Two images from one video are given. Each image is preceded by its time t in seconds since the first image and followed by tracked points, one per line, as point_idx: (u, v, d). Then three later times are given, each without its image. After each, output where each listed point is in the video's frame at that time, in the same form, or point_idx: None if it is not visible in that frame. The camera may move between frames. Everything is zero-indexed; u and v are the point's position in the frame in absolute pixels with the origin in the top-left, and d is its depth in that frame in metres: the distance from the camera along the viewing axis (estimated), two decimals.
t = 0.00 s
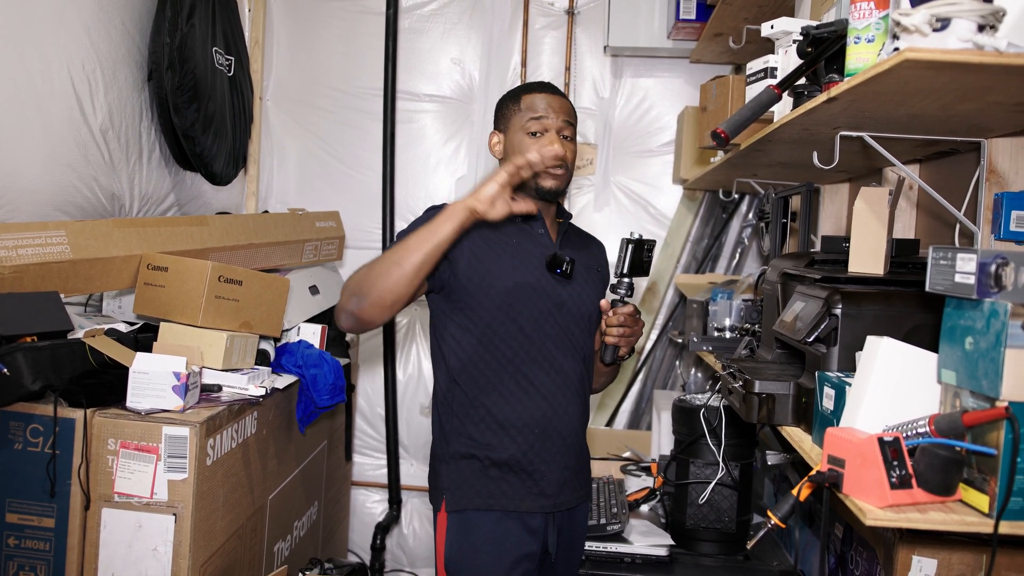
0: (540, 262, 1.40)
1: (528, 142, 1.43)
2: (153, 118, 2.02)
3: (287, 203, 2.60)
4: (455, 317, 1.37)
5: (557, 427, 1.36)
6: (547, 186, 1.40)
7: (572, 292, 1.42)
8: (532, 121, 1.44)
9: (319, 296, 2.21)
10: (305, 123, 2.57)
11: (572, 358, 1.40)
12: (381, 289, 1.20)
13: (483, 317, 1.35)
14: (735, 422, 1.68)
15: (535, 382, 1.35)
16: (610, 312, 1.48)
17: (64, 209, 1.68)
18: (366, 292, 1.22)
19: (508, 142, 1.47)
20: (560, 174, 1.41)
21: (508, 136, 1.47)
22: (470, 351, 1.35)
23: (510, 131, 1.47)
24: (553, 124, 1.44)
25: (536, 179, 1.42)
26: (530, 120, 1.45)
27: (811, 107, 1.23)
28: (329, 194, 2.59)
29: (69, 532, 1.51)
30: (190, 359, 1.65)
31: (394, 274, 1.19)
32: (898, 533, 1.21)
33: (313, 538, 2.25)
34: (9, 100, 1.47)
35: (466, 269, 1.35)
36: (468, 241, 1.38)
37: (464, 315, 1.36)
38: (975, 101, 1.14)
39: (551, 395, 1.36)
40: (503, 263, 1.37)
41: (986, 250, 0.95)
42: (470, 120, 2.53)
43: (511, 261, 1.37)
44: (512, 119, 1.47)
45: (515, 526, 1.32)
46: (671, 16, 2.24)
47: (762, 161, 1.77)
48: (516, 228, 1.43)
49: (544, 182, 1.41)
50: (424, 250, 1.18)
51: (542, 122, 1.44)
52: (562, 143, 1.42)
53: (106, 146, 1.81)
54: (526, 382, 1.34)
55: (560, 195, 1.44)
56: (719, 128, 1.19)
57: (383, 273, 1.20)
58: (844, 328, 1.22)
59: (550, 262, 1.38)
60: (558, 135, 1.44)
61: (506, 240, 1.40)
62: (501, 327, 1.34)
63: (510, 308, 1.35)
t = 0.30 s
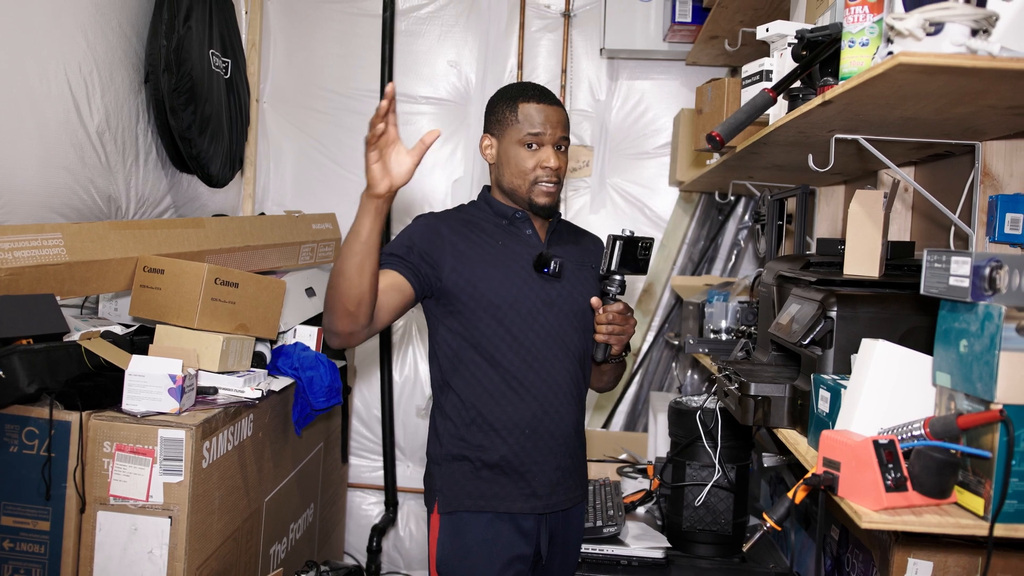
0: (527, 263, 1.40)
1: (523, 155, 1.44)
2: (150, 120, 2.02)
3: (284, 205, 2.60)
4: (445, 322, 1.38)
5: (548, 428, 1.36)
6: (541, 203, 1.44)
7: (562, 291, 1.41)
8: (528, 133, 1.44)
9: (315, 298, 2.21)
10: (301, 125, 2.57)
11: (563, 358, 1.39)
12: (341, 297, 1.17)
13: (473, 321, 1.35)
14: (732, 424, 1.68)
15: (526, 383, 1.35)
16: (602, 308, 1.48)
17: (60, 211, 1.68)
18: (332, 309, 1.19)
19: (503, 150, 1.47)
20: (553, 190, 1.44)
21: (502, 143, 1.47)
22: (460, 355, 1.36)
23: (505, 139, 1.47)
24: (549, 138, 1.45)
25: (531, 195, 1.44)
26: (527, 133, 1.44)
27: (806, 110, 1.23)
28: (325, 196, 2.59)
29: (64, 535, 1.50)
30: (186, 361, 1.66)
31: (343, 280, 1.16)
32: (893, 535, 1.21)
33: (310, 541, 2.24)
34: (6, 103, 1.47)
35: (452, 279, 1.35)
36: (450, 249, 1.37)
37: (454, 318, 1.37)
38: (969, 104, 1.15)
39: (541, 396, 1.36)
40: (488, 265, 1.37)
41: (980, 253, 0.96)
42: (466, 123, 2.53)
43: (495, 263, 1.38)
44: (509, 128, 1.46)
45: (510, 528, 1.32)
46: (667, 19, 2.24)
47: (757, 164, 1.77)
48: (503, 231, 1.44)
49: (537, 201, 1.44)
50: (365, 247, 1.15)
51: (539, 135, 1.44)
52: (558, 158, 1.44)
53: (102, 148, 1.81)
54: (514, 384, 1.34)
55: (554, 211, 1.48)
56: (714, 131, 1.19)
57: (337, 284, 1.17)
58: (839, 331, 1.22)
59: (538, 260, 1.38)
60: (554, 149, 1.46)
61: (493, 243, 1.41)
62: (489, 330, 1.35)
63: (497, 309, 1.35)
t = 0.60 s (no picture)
0: (518, 264, 1.40)
1: (515, 153, 1.44)
2: (146, 121, 2.02)
3: (280, 205, 2.60)
4: (439, 326, 1.39)
5: (541, 428, 1.36)
6: (533, 201, 1.44)
7: (555, 292, 1.42)
8: (519, 132, 1.44)
9: (312, 299, 2.20)
10: (299, 126, 2.57)
11: (556, 359, 1.39)
12: (339, 313, 1.21)
13: (466, 324, 1.36)
14: (729, 425, 1.68)
15: (519, 383, 1.35)
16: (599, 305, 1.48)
17: (57, 211, 1.68)
18: (329, 321, 1.24)
19: (494, 149, 1.47)
20: (546, 188, 1.44)
21: (493, 143, 1.47)
22: (454, 357, 1.36)
23: (495, 138, 1.47)
24: (539, 136, 1.45)
25: (524, 194, 1.44)
26: (518, 133, 1.44)
27: (802, 110, 1.23)
28: (322, 197, 2.59)
29: (60, 535, 1.50)
30: (182, 361, 1.66)
31: (342, 295, 1.20)
32: (890, 535, 1.21)
33: (306, 541, 2.24)
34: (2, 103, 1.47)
35: (444, 285, 1.36)
36: (441, 254, 1.38)
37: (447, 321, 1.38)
38: (965, 105, 1.15)
39: (535, 397, 1.36)
40: (479, 267, 1.38)
41: (977, 254, 0.95)
42: (463, 123, 2.53)
43: (485, 266, 1.38)
44: (500, 127, 1.47)
45: (506, 528, 1.32)
46: (664, 19, 2.24)
47: (754, 164, 1.77)
48: (494, 233, 1.44)
49: (529, 199, 1.44)
50: (364, 265, 1.19)
51: (529, 134, 1.44)
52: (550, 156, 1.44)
53: (99, 148, 1.81)
54: (507, 385, 1.34)
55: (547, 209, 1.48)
56: (711, 132, 1.19)
57: (336, 299, 1.21)
58: (835, 331, 1.22)
59: (527, 263, 1.38)
60: (546, 147, 1.46)
61: (483, 245, 1.41)
62: (481, 332, 1.35)
63: (489, 313, 1.35)
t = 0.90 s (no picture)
0: (520, 264, 1.40)
1: (526, 150, 1.43)
2: (144, 120, 2.02)
3: (278, 204, 2.60)
4: (442, 326, 1.39)
5: (541, 428, 1.36)
6: (545, 195, 1.44)
7: (555, 292, 1.42)
8: (530, 128, 1.44)
9: (310, 297, 2.20)
10: (297, 125, 2.57)
11: (556, 359, 1.39)
12: (396, 321, 1.25)
13: (470, 324, 1.36)
14: (726, 424, 1.68)
15: (522, 383, 1.35)
16: (602, 304, 1.50)
17: (55, 210, 1.68)
18: (380, 327, 1.26)
19: (501, 144, 1.45)
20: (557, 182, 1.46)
21: (502, 140, 1.46)
22: (457, 358, 1.36)
23: (503, 134, 1.46)
24: (548, 134, 1.46)
25: (536, 187, 1.44)
26: (527, 128, 1.44)
27: (800, 109, 1.23)
28: (321, 196, 2.58)
29: (58, 534, 1.50)
30: (180, 361, 1.66)
31: (397, 297, 1.25)
32: (887, 535, 1.21)
33: (305, 540, 2.25)
34: None
35: (450, 288, 1.37)
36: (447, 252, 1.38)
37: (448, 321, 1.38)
38: (964, 104, 1.15)
39: (536, 397, 1.36)
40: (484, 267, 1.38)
41: (976, 253, 0.95)
42: (461, 122, 2.53)
43: (487, 267, 1.39)
44: (507, 123, 1.46)
45: (504, 527, 1.32)
46: (662, 17, 2.23)
47: (752, 163, 1.77)
48: (495, 233, 1.44)
49: (541, 193, 1.44)
50: (423, 269, 1.26)
51: (540, 130, 1.44)
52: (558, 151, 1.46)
53: (97, 147, 1.81)
54: (510, 386, 1.34)
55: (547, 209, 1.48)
56: (709, 131, 1.19)
57: (390, 303, 1.26)
58: (833, 330, 1.22)
59: (531, 262, 1.39)
60: (553, 141, 1.47)
61: (484, 245, 1.41)
62: (485, 333, 1.35)
63: (493, 314, 1.36)
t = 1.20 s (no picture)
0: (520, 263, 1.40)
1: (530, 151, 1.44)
2: (140, 119, 2.02)
3: (274, 204, 2.60)
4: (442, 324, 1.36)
5: (540, 427, 1.36)
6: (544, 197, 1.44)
7: (552, 291, 1.43)
8: (534, 129, 1.44)
9: (306, 296, 2.20)
10: (293, 124, 2.57)
11: (553, 358, 1.40)
12: (421, 327, 1.20)
13: (475, 323, 1.34)
14: (722, 423, 1.68)
15: (523, 382, 1.35)
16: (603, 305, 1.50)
17: (50, 209, 1.67)
18: (402, 333, 1.21)
19: (505, 145, 1.46)
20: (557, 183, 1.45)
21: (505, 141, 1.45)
22: (461, 358, 1.34)
23: (507, 135, 1.45)
24: (551, 134, 1.46)
25: (538, 188, 1.43)
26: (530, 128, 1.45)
27: (795, 109, 1.23)
28: (317, 195, 2.58)
29: (53, 534, 1.50)
30: (176, 360, 1.66)
31: (422, 306, 1.19)
32: (882, 532, 1.21)
33: (301, 539, 2.24)
34: None
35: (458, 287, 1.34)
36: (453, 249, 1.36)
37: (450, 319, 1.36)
38: (958, 102, 1.15)
39: (537, 397, 1.36)
40: (491, 265, 1.36)
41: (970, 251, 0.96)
42: (457, 121, 2.53)
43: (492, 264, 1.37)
44: (511, 123, 1.45)
45: (500, 526, 1.32)
46: (658, 17, 2.24)
47: (748, 162, 1.77)
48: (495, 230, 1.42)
49: (543, 194, 1.44)
50: (451, 280, 1.19)
51: (543, 131, 1.45)
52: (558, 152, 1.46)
53: (92, 146, 1.80)
54: (512, 385, 1.34)
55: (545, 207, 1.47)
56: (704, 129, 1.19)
57: (414, 310, 1.20)
58: (829, 328, 1.22)
59: (532, 262, 1.39)
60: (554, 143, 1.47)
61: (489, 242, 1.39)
62: (489, 332, 1.34)
63: (498, 314, 1.35)
